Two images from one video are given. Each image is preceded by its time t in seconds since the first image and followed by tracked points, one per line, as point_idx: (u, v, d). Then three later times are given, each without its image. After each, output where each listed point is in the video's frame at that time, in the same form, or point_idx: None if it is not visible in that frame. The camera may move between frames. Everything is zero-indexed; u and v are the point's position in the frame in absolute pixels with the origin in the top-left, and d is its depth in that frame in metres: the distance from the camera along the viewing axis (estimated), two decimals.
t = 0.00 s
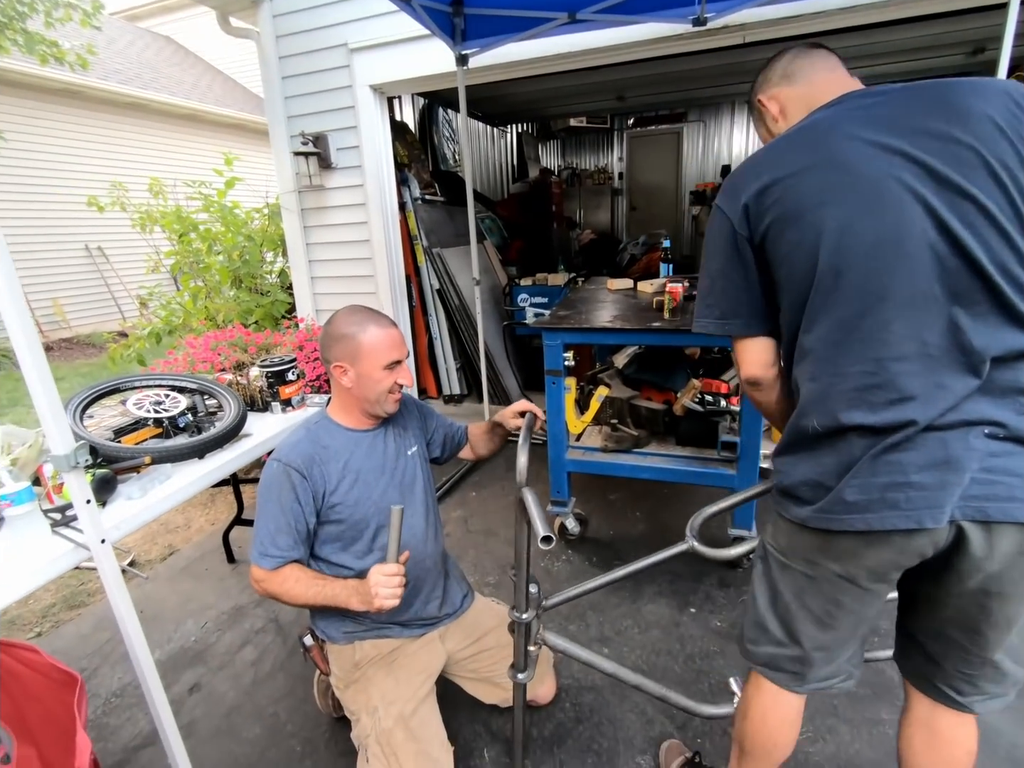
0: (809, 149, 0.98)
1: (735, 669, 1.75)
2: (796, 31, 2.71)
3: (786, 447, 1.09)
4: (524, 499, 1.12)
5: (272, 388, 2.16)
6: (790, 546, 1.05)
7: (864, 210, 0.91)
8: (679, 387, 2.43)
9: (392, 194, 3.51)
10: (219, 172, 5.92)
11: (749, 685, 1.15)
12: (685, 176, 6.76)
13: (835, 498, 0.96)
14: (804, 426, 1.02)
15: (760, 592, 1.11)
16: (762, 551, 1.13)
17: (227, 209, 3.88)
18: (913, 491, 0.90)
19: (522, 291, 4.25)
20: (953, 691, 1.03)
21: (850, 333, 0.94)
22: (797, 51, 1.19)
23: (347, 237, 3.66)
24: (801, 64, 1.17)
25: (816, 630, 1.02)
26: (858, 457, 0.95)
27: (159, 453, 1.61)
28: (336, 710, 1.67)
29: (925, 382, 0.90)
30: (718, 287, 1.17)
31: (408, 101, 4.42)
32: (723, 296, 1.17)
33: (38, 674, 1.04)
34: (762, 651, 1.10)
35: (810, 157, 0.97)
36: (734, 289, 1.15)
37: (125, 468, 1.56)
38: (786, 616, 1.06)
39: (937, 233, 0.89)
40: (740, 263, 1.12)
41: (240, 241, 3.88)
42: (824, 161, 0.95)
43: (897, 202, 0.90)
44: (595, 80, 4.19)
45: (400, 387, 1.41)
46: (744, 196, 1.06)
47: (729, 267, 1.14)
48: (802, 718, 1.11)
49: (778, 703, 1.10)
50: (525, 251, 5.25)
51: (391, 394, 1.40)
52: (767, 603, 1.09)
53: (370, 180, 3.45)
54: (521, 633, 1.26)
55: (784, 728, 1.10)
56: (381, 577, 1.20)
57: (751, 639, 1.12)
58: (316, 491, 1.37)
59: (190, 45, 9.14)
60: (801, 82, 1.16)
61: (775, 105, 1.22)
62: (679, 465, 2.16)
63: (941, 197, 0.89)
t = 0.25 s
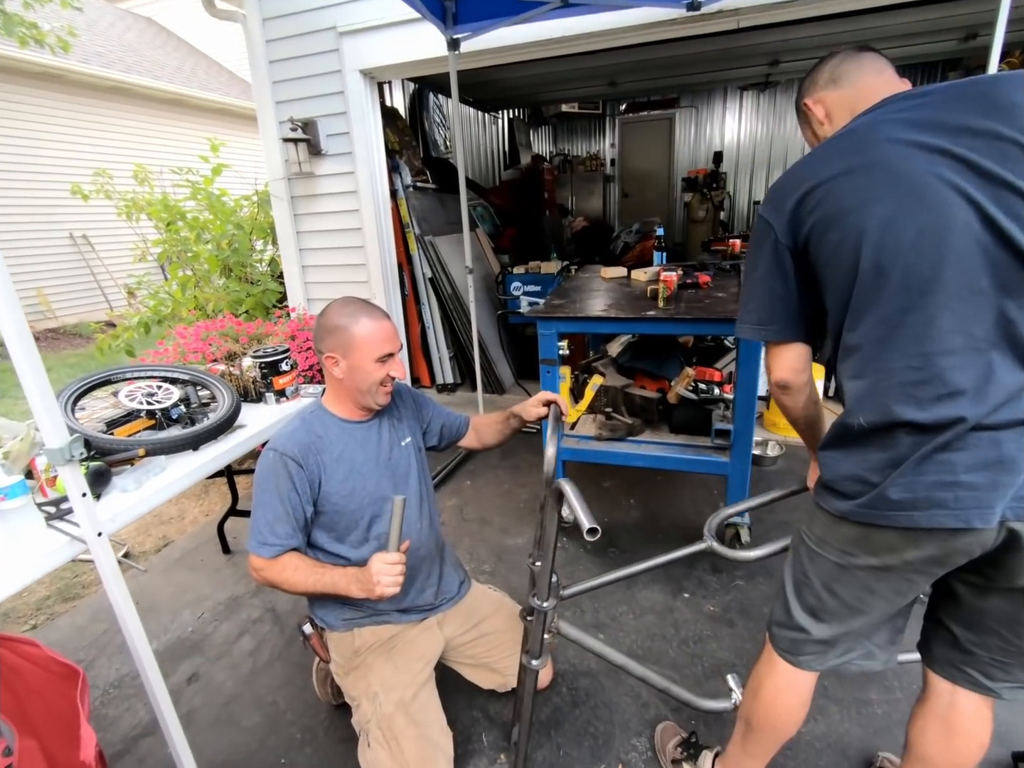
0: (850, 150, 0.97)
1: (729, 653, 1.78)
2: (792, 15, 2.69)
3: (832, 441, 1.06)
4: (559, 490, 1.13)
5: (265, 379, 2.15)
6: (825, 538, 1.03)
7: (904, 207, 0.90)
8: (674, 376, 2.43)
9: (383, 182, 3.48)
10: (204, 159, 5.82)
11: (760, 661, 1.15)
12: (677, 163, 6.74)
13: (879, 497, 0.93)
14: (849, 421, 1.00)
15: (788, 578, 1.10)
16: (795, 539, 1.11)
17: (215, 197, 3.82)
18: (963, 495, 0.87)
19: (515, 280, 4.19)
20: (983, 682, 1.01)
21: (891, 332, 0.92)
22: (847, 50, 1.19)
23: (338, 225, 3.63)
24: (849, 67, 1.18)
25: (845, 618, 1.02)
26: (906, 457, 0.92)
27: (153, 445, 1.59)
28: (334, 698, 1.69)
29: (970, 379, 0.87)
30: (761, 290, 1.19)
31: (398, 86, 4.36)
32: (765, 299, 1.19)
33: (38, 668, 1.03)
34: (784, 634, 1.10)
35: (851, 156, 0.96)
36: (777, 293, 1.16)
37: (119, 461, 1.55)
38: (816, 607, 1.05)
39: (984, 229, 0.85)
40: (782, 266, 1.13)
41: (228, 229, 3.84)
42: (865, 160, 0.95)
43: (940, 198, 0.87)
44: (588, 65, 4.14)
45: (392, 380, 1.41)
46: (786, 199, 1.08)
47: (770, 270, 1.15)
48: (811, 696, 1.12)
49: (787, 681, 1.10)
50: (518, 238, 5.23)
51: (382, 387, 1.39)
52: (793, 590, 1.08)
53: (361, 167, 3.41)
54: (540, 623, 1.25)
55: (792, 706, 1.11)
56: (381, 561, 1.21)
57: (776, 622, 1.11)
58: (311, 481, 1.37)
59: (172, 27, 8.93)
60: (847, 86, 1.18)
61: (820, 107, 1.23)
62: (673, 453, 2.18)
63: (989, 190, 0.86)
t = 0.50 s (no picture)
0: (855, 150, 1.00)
1: (718, 635, 1.81)
2: None
3: (845, 429, 1.04)
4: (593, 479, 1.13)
5: (251, 369, 2.12)
6: (832, 524, 1.03)
7: (907, 198, 0.90)
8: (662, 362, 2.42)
9: (368, 169, 3.43)
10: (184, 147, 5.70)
11: (758, 641, 1.16)
12: (664, 150, 6.72)
13: (889, 484, 0.93)
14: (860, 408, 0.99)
15: (792, 563, 1.10)
16: (800, 526, 1.11)
17: (195, 185, 3.74)
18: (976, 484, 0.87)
19: (503, 268, 4.16)
20: (984, 667, 1.03)
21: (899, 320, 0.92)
22: (861, 65, 1.23)
23: (322, 213, 3.57)
24: (862, 78, 1.21)
25: (850, 600, 1.02)
26: (921, 443, 0.91)
27: (138, 438, 1.57)
28: (327, 688, 1.69)
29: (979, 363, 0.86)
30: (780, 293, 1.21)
31: (381, 71, 4.29)
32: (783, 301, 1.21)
33: (26, 663, 0.97)
34: (784, 616, 1.11)
35: (855, 155, 0.98)
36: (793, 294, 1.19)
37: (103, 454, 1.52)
38: (820, 592, 1.05)
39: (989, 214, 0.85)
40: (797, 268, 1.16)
41: (211, 218, 3.77)
42: (869, 157, 0.96)
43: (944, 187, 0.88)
44: (575, 50, 4.10)
45: (381, 371, 1.40)
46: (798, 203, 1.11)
47: (784, 273, 1.19)
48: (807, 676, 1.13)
49: (784, 660, 1.12)
50: (506, 226, 5.20)
51: (371, 377, 1.38)
52: (796, 575, 1.08)
53: (345, 154, 3.35)
54: (555, 606, 1.25)
55: (788, 684, 1.12)
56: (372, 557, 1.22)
57: (777, 605, 1.12)
58: (300, 472, 1.35)
59: (148, 9, 8.68)
60: (861, 94, 1.21)
61: (830, 109, 1.25)
62: (662, 439, 2.19)
63: (993, 176, 0.86)
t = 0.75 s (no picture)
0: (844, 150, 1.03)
1: (705, 619, 1.83)
2: None
3: (843, 413, 1.04)
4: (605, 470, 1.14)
5: (234, 362, 2.08)
6: (825, 509, 1.04)
7: (894, 188, 0.92)
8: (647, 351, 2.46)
9: (349, 158, 3.37)
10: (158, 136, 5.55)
11: (751, 627, 1.18)
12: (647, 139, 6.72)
13: (884, 470, 0.93)
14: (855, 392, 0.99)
15: (784, 550, 1.12)
16: (793, 513, 1.12)
17: (171, 174, 3.65)
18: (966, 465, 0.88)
19: (488, 258, 4.13)
20: (969, 645, 1.06)
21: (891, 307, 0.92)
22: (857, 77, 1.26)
23: (303, 203, 3.51)
24: (858, 89, 1.24)
25: (842, 586, 1.04)
26: (916, 426, 0.91)
27: (118, 433, 1.53)
28: (318, 680, 1.68)
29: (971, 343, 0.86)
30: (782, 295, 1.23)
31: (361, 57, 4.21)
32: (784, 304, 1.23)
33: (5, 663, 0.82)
34: (776, 602, 1.13)
35: (844, 152, 1.01)
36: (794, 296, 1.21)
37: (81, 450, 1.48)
38: (812, 578, 1.07)
39: (976, 198, 0.86)
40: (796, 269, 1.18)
41: (187, 208, 3.68)
42: (857, 153, 0.99)
43: (930, 176, 0.89)
44: (558, 37, 4.06)
45: (368, 368, 1.38)
46: (793, 205, 1.13)
47: (782, 274, 1.21)
48: (797, 661, 1.15)
49: (775, 646, 1.14)
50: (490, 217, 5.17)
51: (358, 373, 1.37)
52: (789, 562, 1.10)
53: (326, 143, 3.29)
54: (558, 595, 1.26)
55: (779, 670, 1.14)
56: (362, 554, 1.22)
57: (769, 591, 1.13)
58: (287, 465, 1.34)
59: None
60: (856, 103, 1.22)
61: (825, 114, 1.26)
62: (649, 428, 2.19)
63: (979, 163, 0.87)
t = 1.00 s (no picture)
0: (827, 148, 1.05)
1: (691, 601, 1.87)
2: None
3: (829, 397, 1.06)
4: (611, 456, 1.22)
5: (216, 355, 2.05)
6: (812, 491, 1.06)
7: (874, 181, 0.94)
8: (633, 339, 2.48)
9: (329, 147, 3.33)
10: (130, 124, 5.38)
11: (738, 609, 1.20)
12: (628, 129, 6.72)
13: (869, 451, 0.96)
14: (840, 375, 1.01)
15: (772, 532, 1.14)
16: (780, 495, 1.14)
17: (144, 163, 3.55)
18: (946, 444, 0.90)
19: (471, 248, 4.10)
20: (947, 618, 1.09)
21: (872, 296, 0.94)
22: (844, 83, 1.27)
23: (282, 192, 3.45)
24: (843, 93, 1.25)
25: (828, 565, 1.07)
26: (898, 407, 0.93)
27: (98, 427, 1.50)
28: (309, 672, 1.68)
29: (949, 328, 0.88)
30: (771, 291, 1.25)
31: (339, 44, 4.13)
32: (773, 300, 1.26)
33: None
34: (762, 584, 1.15)
35: (826, 149, 1.03)
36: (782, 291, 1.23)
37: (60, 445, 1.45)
38: (799, 558, 1.09)
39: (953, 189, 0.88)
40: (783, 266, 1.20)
41: (162, 198, 3.59)
42: (839, 149, 1.01)
43: (907, 169, 0.91)
44: (539, 25, 4.02)
45: (353, 367, 1.36)
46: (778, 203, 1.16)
47: (771, 270, 1.23)
48: (785, 641, 1.17)
49: (762, 625, 1.16)
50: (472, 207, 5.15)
51: (342, 373, 1.35)
52: (777, 544, 1.13)
53: (305, 132, 3.23)
54: (558, 580, 1.29)
55: (766, 649, 1.17)
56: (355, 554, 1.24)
57: (757, 573, 1.16)
58: (272, 461, 1.32)
59: None
60: (840, 105, 1.24)
61: (810, 116, 1.27)
62: (634, 416, 2.21)
63: (956, 156, 0.89)
